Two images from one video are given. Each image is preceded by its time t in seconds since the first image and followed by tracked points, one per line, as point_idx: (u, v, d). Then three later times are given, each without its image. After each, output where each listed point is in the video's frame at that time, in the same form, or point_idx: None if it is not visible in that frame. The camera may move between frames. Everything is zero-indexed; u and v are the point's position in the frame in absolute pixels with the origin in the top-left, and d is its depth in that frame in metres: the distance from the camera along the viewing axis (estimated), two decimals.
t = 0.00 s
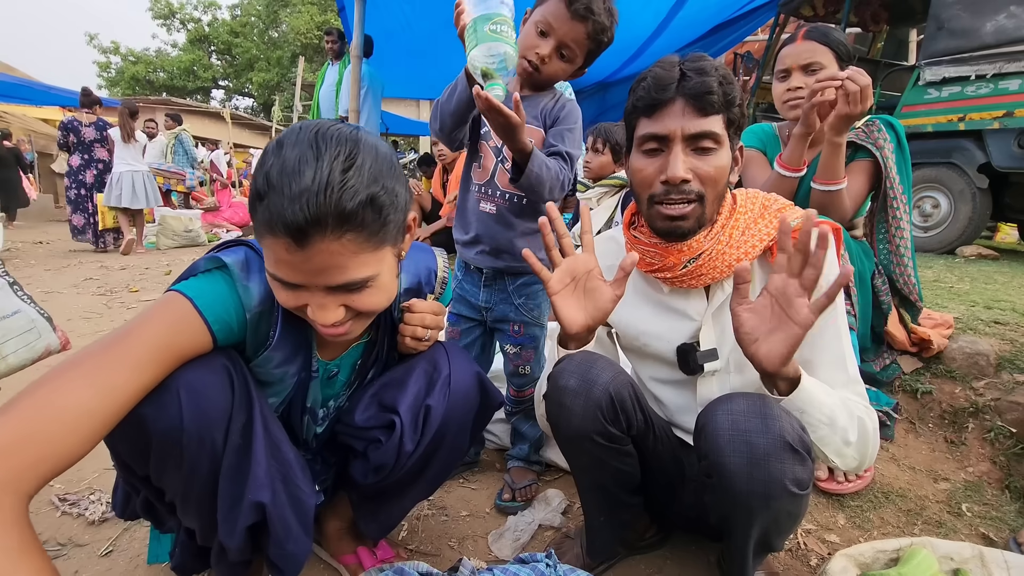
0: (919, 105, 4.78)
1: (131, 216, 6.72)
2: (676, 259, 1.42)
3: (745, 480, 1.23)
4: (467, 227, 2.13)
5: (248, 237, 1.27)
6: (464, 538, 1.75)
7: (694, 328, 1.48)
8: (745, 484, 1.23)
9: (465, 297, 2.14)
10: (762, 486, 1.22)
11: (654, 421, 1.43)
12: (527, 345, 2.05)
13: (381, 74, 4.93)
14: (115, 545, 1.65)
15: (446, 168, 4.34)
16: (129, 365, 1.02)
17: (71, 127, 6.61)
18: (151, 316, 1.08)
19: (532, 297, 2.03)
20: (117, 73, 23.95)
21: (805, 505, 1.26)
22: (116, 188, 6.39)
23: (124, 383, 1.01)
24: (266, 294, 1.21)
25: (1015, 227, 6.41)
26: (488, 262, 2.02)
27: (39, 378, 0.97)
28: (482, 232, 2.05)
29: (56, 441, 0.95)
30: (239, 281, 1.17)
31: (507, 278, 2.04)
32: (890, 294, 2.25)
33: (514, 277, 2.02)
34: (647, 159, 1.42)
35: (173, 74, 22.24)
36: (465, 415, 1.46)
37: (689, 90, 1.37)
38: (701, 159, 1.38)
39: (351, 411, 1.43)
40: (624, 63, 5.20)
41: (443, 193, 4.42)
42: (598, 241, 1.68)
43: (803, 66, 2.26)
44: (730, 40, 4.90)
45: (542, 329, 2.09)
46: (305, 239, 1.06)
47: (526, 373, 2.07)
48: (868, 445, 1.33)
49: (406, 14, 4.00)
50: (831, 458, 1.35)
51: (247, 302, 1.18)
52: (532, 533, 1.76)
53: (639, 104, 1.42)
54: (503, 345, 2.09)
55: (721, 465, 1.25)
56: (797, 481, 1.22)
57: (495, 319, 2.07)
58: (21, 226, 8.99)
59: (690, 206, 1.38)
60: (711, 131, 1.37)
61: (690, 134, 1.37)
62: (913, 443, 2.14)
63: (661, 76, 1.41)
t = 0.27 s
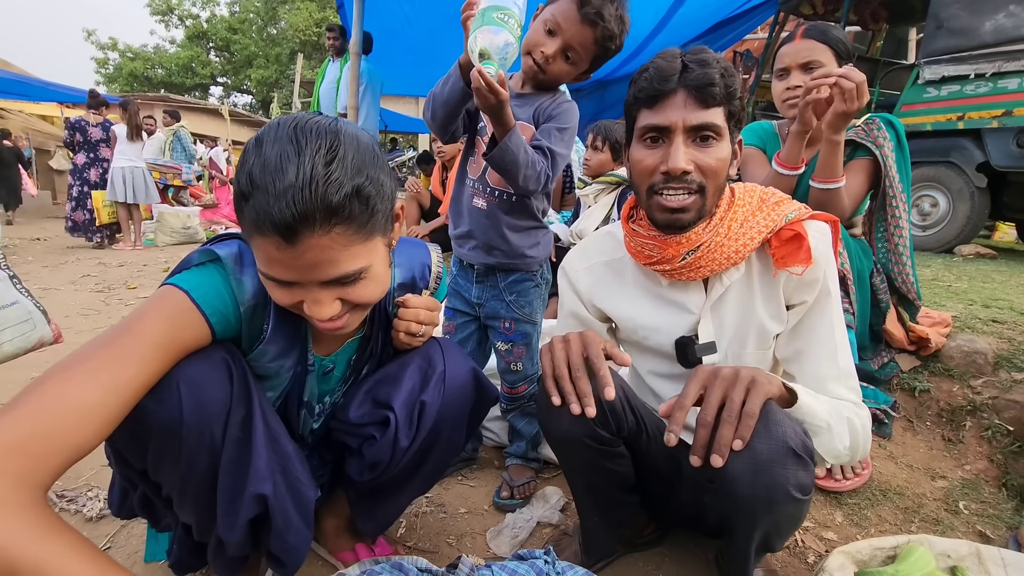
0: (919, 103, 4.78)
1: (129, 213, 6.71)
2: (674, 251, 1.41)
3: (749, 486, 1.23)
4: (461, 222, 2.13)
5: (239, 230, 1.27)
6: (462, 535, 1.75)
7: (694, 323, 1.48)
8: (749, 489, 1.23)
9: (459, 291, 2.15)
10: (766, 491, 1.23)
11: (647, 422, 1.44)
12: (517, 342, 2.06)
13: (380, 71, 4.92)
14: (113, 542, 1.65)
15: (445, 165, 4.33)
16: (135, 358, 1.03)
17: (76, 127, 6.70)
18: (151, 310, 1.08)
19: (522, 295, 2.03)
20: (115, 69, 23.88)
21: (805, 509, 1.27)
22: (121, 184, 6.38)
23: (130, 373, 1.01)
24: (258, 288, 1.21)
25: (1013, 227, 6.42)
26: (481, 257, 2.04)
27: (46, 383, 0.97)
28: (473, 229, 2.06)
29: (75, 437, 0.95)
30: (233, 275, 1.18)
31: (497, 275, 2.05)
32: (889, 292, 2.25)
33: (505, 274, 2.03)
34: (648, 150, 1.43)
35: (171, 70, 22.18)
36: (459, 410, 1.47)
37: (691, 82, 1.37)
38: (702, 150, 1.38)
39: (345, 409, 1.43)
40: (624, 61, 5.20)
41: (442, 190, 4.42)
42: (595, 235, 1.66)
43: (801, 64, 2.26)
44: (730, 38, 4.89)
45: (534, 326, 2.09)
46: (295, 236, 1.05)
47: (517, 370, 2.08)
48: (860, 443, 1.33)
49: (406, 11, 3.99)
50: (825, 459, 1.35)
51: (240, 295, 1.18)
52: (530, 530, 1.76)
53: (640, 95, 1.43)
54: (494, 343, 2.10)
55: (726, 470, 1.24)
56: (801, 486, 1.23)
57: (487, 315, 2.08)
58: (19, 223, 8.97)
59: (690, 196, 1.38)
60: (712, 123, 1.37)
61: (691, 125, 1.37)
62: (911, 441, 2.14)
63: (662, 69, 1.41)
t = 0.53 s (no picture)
0: (916, 105, 4.79)
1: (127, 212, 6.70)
2: (673, 252, 1.42)
3: (732, 486, 1.23)
4: (460, 222, 2.13)
5: (238, 230, 1.26)
6: (460, 535, 1.75)
7: (691, 322, 1.48)
8: (733, 489, 1.24)
9: (459, 290, 2.14)
10: (750, 491, 1.23)
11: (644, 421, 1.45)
12: (517, 340, 2.06)
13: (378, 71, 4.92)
14: (110, 541, 1.64)
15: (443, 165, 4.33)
16: (105, 344, 1.03)
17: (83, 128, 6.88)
18: (131, 300, 1.09)
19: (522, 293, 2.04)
20: (112, 68, 23.83)
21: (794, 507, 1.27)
22: (111, 183, 6.33)
23: (97, 358, 1.02)
24: (258, 286, 1.20)
25: (1010, 228, 6.44)
26: (480, 256, 2.04)
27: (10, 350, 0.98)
28: (471, 229, 2.06)
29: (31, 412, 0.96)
30: (229, 274, 1.17)
31: (498, 274, 2.05)
32: (886, 293, 2.26)
33: (505, 273, 2.03)
34: (647, 148, 1.43)
35: (169, 69, 22.14)
36: (457, 408, 1.46)
37: (689, 79, 1.37)
38: (700, 148, 1.38)
39: (343, 405, 1.44)
40: (623, 61, 5.19)
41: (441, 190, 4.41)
42: (593, 235, 1.67)
43: (796, 65, 2.26)
44: (729, 38, 4.88)
45: (534, 325, 2.09)
46: (320, 237, 1.05)
47: (517, 369, 2.08)
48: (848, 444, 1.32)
49: (405, 10, 3.99)
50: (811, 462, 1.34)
51: (237, 295, 1.17)
52: (528, 529, 1.76)
53: (639, 93, 1.43)
54: (494, 341, 2.10)
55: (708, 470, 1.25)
56: (785, 484, 1.23)
57: (487, 314, 2.08)
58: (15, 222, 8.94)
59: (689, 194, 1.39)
60: (710, 121, 1.38)
61: (689, 122, 1.37)
62: (908, 441, 2.15)
63: (660, 67, 1.41)
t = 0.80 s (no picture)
0: (914, 107, 4.81)
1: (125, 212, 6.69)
2: (671, 254, 1.42)
3: (734, 483, 1.24)
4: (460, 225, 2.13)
5: (235, 229, 1.27)
6: (458, 535, 1.75)
7: (688, 323, 1.49)
8: (734, 486, 1.24)
9: (459, 290, 2.15)
10: (750, 488, 1.23)
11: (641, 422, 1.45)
12: (519, 338, 2.07)
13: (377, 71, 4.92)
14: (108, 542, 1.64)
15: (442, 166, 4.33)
16: (86, 332, 1.05)
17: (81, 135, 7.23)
18: (121, 294, 1.11)
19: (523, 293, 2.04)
20: (111, 67, 23.81)
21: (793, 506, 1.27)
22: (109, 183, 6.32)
23: (81, 347, 1.04)
24: (251, 283, 1.20)
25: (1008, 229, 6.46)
26: (480, 257, 2.04)
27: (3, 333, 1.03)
28: (473, 231, 2.07)
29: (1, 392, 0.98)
30: (222, 271, 1.17)
31: (500, 274, 2.05)
32: (884, 294, 2.27)
33: (508, 272, 2.04)
34: (641, 159, 1.43)
35: (168, 69, 22.13)
36: (452, 409, 1.47)
37: (684, 90, 1.38)
38: (695, 159, 1.39)
39: (338, 406, 1.44)
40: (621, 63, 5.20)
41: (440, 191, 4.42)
42: (592, 236, 1.67)
43: (788, 68, 2.27)
44: (727, 40, 4.87)
45: (535, 324, 2.10)
46: (337, 235, 1.06)
47: (518, 367, 2.08)
48: (848, 444, 1.33)
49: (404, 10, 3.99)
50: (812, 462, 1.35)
51: (228, 291, 1.17)
52: (526, 530, 1.76)
53: (634, 104, 1.43)
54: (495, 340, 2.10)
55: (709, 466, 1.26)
56: (785, 483, 1.23)
57: (488, 313, 2.09)
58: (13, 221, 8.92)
59: (683, 205, 1.40)
60: (705, 131, 1.38)
61: (683, 134, 1.38)
62: (905, 442, 2.16)
63: (658, 71, 1.41)
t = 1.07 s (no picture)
0: (914, 107, 4.81)
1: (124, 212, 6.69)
2: (672, 253, 1.42)
3: (746, 480, 1.24)
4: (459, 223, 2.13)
5: (235, 229, 1.27)
6: (458, 535, 1.76)
7: (688, 323, 1.49)
8: (746, 483, 1.24)
9: (459, 288, 2.16)
10: (762, 486, 1.24)
11: (643, 421, 1.45)
12: (512, 338, 2.07)
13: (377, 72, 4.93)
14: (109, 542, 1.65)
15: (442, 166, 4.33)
16: (86, 330, 1.05)
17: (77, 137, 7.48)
18: (121, 294, 1.11)
19: (517, 292, 2.05)
20: (111, 68, 23.81)
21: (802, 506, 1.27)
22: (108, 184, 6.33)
23: (83, 347, 1.05)
24: (252, 283, 1.20)
25: (1007, 229, 6.47)
26: (477, 256, 2.05)
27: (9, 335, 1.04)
28: (469, 229, 2.07)
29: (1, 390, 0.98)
30: (222, 271, 1.17)
31: (494, 273, 2.06)
32: (883, 294, 2.27)
33: (501, 272, 2.04)
34: (647, 154, 1.43)
35: (168, 69, 22.11)
36: (452, 409, 1.47)
37: (689, 86, 1.38)
38: (701, 154, 1.39)
39: (337, 405, 1.44)
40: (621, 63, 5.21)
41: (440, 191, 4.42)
42: (592, 237, 1.68)
43: (785, 68, 2.27)
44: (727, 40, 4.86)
45: (530, 323, 2.09)
46: (343, 232, 1.07)
47: (512, 366, 2.09)
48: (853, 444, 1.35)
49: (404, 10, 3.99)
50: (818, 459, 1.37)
51: (229, 292, 1.17)
52: (525, 530, 1.76)
53: (638, 100, 1.44)
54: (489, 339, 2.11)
55: (723, 464, 1.26)
56: (799, 483, 1.23)
57: (484, 313, 2.10)
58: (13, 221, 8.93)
59: (689, 199, 1.39)
60: (710, 126, 1.39)
61: (689, 129, 1.39)
62: (904, 442, 2.16)
63: (659, 72, 1.42)
